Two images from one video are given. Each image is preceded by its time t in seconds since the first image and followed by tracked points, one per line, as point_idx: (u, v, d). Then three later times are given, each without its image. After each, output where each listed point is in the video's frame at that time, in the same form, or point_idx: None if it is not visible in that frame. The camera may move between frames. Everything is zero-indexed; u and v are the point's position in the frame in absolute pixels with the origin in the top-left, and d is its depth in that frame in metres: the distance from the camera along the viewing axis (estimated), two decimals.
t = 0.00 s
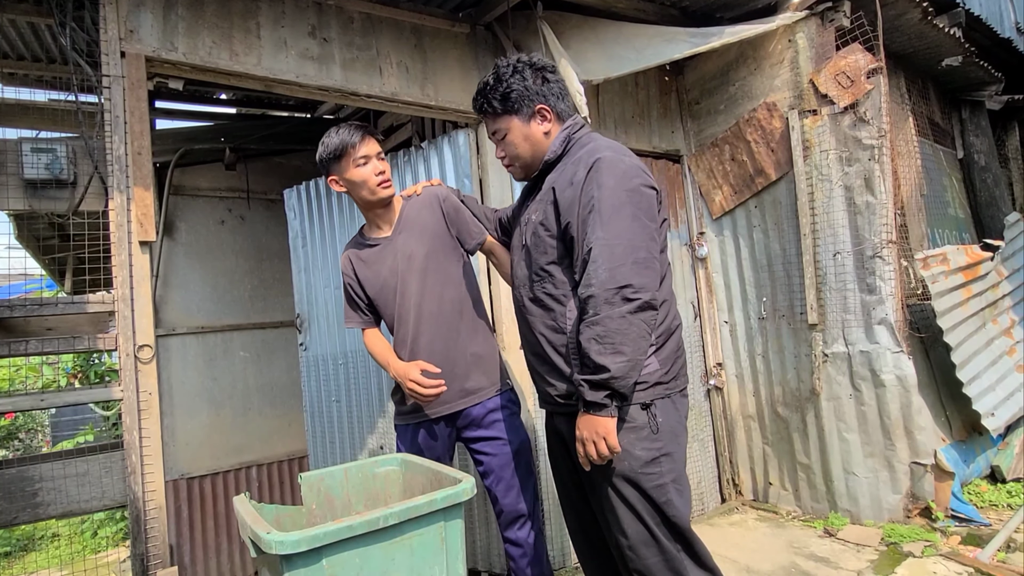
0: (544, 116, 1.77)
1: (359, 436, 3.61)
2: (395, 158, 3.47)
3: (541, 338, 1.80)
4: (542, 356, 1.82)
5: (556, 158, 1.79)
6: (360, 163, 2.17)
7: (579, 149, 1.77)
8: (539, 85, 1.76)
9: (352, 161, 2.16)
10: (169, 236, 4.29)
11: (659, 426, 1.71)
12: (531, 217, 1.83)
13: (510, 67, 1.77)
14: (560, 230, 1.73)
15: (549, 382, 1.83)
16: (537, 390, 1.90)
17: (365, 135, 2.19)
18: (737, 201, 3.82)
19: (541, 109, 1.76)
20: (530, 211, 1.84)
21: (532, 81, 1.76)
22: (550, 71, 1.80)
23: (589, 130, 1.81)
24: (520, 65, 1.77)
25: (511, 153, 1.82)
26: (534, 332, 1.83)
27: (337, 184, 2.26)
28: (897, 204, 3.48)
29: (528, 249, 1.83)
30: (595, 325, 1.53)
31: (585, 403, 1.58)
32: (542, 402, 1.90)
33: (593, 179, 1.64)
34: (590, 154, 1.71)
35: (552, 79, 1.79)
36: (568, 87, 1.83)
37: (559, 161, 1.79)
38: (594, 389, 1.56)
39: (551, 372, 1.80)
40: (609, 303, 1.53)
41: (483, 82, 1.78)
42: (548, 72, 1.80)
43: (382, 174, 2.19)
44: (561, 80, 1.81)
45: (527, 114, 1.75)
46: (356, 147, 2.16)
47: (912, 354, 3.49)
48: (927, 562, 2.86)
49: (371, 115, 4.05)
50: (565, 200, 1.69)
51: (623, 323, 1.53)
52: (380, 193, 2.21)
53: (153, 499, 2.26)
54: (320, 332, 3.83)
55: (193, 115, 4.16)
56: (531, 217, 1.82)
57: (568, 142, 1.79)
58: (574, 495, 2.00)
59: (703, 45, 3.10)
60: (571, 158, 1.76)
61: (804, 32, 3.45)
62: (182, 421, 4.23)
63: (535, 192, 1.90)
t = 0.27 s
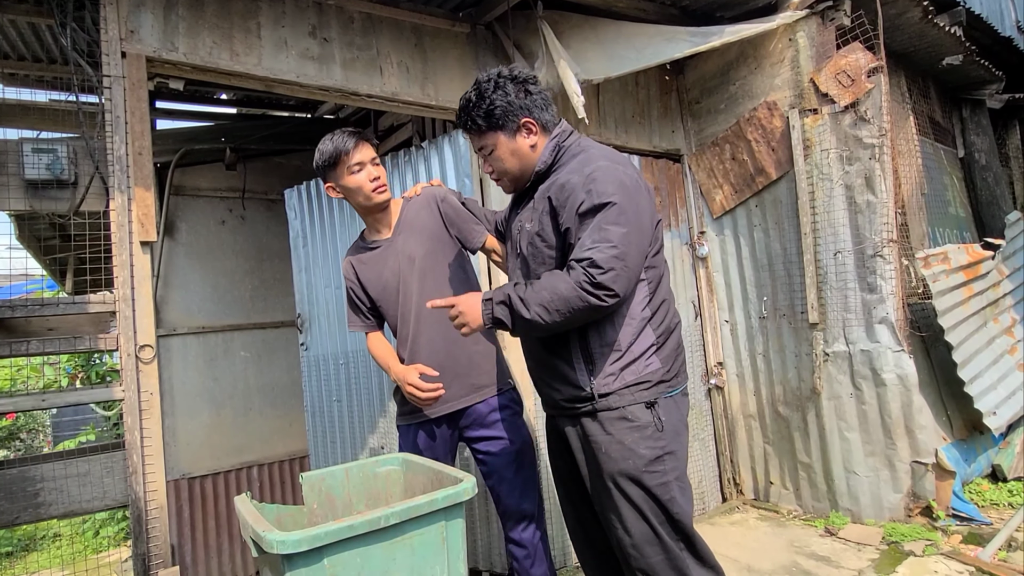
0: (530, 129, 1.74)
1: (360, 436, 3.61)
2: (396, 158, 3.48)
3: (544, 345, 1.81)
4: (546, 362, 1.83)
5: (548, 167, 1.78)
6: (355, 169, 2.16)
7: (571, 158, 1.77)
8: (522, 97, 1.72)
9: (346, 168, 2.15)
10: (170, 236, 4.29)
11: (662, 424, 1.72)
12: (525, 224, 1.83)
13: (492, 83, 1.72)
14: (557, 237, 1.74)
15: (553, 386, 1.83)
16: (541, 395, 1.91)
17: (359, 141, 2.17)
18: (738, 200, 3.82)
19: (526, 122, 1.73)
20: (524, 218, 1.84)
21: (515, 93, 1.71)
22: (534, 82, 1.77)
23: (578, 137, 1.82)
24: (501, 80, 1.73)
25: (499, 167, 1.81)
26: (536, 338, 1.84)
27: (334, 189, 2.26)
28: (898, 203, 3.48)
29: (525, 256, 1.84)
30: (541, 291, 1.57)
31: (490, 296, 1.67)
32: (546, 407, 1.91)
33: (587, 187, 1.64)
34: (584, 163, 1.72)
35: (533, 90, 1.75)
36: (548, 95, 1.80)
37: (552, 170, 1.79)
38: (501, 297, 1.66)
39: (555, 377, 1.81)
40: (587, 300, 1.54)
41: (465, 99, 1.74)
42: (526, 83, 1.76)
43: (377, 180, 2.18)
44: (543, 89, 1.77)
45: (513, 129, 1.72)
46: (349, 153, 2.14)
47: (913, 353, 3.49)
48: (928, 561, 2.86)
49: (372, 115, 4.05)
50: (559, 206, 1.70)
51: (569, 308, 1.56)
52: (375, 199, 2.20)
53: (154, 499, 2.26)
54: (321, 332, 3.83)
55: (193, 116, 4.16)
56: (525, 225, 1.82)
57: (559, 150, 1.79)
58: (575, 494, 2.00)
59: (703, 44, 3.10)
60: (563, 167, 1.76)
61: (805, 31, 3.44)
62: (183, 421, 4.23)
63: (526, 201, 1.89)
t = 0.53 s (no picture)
0: (517, 140, 1.73)
1: (360, 436, 3.61)
2: (395, 159, 3.49)
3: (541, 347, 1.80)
4: (544, 365, 1.82)
5: (539, 173, 1.78)
6: (334, 198, 2.13)
7: (562, 162, 1.77)
8: (510, 108, 1.71)
9: (326, 196, 2.12)
10: (170, 236, 4.30)
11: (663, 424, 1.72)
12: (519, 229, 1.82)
13: (479, 93, 1.72)
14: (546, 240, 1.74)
15: (552, 389, 1.82)
16: (539, 399, 1.90)
17: (339, 164, 2.08)
18: (738, 201, 3.82)
19: (513, 134, 1.72)
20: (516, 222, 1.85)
21: (502, 104, 1.70)
22: (523, 91, 1.76)
23: (570, 141, 1.81)
24: (488, 90, 1.72)
25: (489, 176, 1.82)
26: (533, 341, 1.82)
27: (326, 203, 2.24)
28: (898, 204, 3.48)
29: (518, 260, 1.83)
30: (515, 294, 1.57)
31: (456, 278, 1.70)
32: (544, 411, 1.90)
33: (573, 188, 1.65)
34: (573, 166, 1.72)
35: (523, 100, 1.73)
36: (538, 103, 1.79)
37: (543, 176, 1.79)
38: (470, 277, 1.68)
39: (554, 381, 1.80)
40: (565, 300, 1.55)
41: (455, 107, 1.75)
42: (516, 91, 1.75)
43: (353, 212, 2.16)
44: (532, 99, 1.76)
45: (500, 140, 1.72)
46: (330, 178, 2.07)
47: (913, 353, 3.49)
48: (928, 561, 2.86)
49: (372, 116, 4.05)
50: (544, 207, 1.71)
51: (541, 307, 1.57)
52: (355, 224, 2.22)
53: (154, 499, 2.26)
54: (321, 332, 3.84)
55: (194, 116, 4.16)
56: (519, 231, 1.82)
57: (550, 154, 1.78)
58: (576, 493, 2.00)
59: (703, 44, 3.10)
60: (556, 171, 1.76)
61: (805, 32, 3.45)
62: (184, 421, 4.23)
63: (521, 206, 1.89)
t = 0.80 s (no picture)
0: (502, 146, 1.74)
1: (360, 437, 3.61)
2: (395, 159, 3.49)
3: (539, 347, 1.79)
4: (544, 368, 1.80)
5: (528, 176, 1.78)
6: (318, 216, 2.11)
7: (551, 165, 1.76)
8: (496, 114, 1.71)
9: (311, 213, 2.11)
10: (170, 236, 4.30)
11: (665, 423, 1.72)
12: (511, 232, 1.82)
13: (467, 98, 1.72)
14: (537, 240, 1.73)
15: (551, 389, 1.81)
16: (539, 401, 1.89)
17: (321, 186, 2.03)
18: (738, 200, 3.82)
19: (498, 139, 1.72)
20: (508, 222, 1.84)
21: (489, 110, 1.71)
22: (510, 96, 1.75)
23: (558, 144, 1.79)
24: (475, 96, 1.71)
25: (475, 179, 1.84)
26: (533, 345, 1.81)
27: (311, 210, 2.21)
28: (898, 204, 3.48)
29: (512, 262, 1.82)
30: (505, 270, 1.59)
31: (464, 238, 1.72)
32: (545, 412, 1.90)
33: (562, 188, 1.65)
34: (562, 167, 1.72)
35: (510, 105, 1.73)
36: (528, 108, 1.78)
37: (532, 179, 1.78)
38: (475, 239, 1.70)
39: (555, 383, 1.79)
40: (550, 296, 1.56)
41: (443, 110, 1.76)
42: (504, 97, 1.74)
43: (339, 228, 2.15)
44: (521, 105, 1.76)
45: (485, 145, 1.73)
46: (310, 200, 2.04)
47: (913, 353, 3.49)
48: (929, 561, 2.86)
49: (372, 116, 4.05)
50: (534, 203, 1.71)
51: (525, 292, 1.58)
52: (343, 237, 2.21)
53: (154, 499, 2.26)
54: (320, 332, 3.84)
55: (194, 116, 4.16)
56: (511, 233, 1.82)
57: (538, 158, 1.77)
58: (576, 493, 2.00)
59: (704, 44, 3.11)
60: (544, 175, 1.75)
61: (805, 32, 3.45)
62: (184, 421, 4.23)
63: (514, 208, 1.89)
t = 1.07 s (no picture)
0: (500, 133, 1.76)
1: (360, 436, 3.61)
2: (394, 159, 3.49)
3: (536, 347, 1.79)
4: (540, 367, 1.81)
5: (524, 167, 1.78)
6: (321, 212, 2.11)
7: (548, 161, 1.76)
8: (501, 101, 1.74)
9: (313, 210, 2.10)
10: (169, 236, 4.29)
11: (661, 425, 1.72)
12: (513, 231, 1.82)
13: (478, 80, 1.77)
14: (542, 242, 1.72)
15: (548, 389, 1.82)
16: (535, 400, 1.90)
17: (323, 180, 2.04)
18: (738, 200, 3.82)
19: (497, 125, 1.75)
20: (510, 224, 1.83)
21: (494, 95, 1.74)
22: (521, 86, 1.77)
23: (558, 141, 1.80)
24: (485, 79, 1.76)
25: (473, 163, 1.86)
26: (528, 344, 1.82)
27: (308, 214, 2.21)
28: (898, 203, 3.48)
29: (513, 260, 1.82)
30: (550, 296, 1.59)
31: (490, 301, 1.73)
32: (540, 411, 1.90)
33: (567, 187, 1.65)
34: (561, 163, 1.72)
35: (518, 95, 1.75)
36: (538, 103, 1.79)
37: (529, 171, 1.79)
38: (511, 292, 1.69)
39: (551, 382, 1.80)
40: (598, 300, 1.57)
41: (456, 89, 1.81)
42: (515, 87, 1.76)
43: (343, 224, 2.15)
44: (529, 97, 1.77)
45: (485, 128, 1.77)
46: (312, 196, 2.04)
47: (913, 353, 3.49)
48: (929, 561, 2.86)
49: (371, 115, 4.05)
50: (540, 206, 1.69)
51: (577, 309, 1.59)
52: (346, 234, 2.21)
53: (154, 499, 2.26)
54: (320, 332, 3.83)
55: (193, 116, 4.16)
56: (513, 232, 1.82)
57: (536, 152, 1.78)
58: (575, 493, 2.00)
59: (704, 43, 3.10)
60: (541, 169, 1.75)
61: (805, 31, 3.45)
62: (183, 421, 4.23)
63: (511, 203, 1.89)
